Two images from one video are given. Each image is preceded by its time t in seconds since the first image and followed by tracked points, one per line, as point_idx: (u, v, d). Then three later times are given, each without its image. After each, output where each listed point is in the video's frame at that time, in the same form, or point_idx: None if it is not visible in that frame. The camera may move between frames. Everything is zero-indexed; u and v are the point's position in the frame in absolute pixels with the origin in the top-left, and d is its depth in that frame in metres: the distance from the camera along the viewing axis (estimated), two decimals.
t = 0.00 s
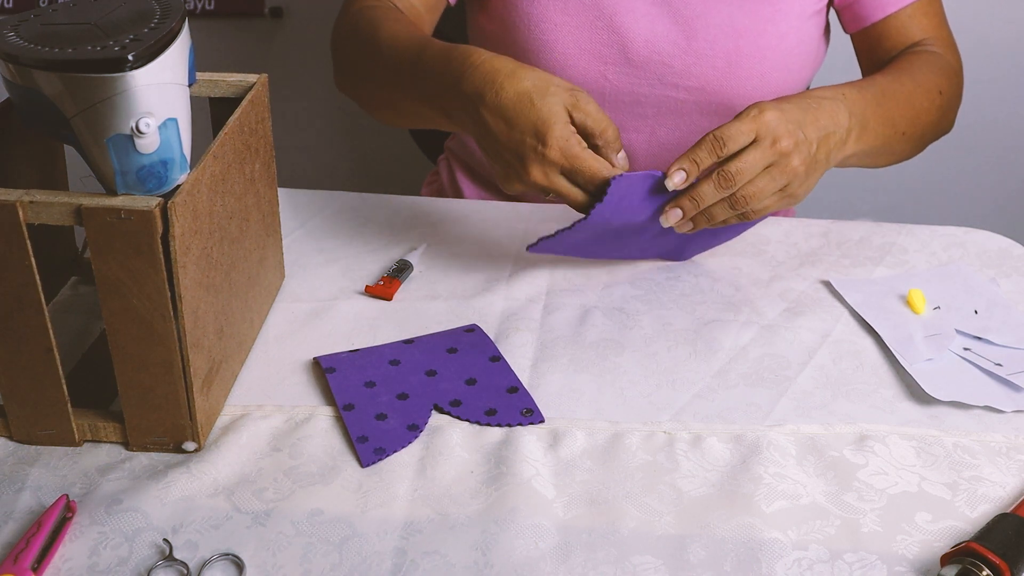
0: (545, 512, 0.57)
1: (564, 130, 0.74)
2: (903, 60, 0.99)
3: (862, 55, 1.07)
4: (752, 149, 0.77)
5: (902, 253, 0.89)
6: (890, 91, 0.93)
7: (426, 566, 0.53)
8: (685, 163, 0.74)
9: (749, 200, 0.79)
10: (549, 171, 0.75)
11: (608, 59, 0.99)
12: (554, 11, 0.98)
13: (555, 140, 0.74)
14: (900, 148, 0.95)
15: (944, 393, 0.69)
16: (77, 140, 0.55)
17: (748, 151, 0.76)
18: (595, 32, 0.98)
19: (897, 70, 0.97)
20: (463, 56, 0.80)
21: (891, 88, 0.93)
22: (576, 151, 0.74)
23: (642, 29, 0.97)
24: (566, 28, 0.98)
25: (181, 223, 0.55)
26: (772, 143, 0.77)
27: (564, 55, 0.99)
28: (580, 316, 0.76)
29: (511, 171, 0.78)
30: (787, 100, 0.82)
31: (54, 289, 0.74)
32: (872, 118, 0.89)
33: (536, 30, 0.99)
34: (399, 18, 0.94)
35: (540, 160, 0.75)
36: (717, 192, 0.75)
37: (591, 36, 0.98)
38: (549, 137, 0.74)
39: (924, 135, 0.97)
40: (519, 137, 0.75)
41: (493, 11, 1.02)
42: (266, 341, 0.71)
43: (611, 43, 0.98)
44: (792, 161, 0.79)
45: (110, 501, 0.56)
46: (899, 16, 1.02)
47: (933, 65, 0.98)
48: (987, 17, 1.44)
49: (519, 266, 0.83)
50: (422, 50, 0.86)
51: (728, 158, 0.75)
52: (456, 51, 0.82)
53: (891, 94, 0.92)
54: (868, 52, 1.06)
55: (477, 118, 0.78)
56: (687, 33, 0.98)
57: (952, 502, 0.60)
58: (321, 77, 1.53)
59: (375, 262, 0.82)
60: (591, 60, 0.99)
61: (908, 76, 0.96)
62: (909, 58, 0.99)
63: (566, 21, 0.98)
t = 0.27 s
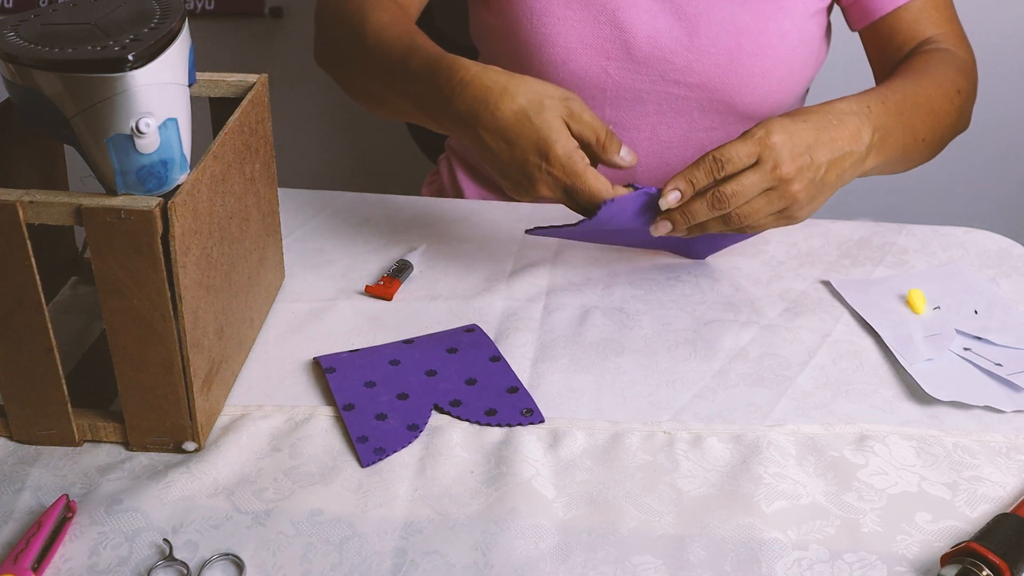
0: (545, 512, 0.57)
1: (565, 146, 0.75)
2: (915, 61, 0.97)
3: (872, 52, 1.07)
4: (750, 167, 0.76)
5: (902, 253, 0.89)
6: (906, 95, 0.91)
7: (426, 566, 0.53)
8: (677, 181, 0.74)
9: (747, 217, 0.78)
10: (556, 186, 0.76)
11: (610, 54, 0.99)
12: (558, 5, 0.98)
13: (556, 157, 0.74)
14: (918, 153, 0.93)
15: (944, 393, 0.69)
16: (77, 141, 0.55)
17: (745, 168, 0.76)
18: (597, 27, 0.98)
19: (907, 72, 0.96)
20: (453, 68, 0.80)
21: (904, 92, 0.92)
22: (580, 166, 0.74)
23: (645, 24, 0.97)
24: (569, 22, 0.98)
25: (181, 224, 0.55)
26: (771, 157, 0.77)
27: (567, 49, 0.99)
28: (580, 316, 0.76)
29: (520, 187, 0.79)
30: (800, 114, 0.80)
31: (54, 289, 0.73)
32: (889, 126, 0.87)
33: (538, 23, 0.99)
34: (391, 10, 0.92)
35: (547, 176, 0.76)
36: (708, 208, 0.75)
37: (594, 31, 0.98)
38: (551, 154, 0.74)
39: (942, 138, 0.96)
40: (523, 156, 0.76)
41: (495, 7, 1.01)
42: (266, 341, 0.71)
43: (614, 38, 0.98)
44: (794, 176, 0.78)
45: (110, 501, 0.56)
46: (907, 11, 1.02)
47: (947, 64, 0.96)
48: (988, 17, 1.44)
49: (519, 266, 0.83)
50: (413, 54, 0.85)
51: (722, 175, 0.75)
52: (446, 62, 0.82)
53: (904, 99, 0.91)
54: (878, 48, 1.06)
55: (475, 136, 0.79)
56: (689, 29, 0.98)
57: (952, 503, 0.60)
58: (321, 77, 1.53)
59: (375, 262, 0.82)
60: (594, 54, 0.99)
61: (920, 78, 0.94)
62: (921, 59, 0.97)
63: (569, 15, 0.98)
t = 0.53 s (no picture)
0: (545, 512, 0.57)
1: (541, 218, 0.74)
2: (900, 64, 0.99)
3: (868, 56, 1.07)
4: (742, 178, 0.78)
5: (902, 253, 0.89)
6: (880, 98, 0.94)
7: (426, 566, 0.53)
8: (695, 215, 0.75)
9: (778, 243, 0.79)
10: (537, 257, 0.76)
11: (611, 57, 0.99)
12: (557, 8, 0.98)
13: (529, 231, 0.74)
14: (901, 152, 0.95)
15: (944, 393, 0.69)
16: (77, 141, 0.55)
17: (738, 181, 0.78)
18: (597, 29, 0.98)
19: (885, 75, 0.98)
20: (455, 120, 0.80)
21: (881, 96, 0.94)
22: (547, 243, 0.73)
23: (645, 27, 0.97)
24: (569, 24, 0.98)
25: (181, 224, 0.55)
26: (755, 167, 0.79)
27: (567, 52, 0.99)
28: (579, 316, 0.76)
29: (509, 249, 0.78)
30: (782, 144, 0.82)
31: (54, 289, 0.73)
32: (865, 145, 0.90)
33: (538, 26, 0.99)
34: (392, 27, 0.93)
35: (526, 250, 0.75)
36: (735, 233, 0.75)
37: (594, 33, 0.98)
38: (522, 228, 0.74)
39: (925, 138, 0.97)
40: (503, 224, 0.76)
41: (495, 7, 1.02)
42: (265, 341, 0.71)
43: (615, 41, 0.98)
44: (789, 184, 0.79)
45: (110, 501, 0.56)
46: (903, 15, 1.01)
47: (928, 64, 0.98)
48: (987, 18, 1.44)
49: (519, 267, 0.83)
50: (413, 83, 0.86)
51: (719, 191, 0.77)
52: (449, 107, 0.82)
53: (880, 101, 0.93)
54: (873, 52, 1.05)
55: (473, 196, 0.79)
56: (690, 32, 0.98)
57: (952, 503, 0.60)
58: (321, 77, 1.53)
59: (375, 262, 0.82)
60: (594, 57, 0.99)
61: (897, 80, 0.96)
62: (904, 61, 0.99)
63: (569, 18, 0.98)
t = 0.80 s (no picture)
0: (545, 512, 0.57)
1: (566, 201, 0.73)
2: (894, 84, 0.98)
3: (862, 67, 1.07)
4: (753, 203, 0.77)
5: (903, 253, 0.89)
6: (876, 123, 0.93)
7: (426, 566, 0.53)
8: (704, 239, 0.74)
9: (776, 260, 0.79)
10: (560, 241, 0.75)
11: (607, 69, 0.99)
12: (554, 21, 0.98)
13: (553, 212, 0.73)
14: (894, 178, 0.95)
15: (944, 393, 0.69)
16: (77, 141, 0.55)
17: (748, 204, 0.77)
18: (594, 41, 0.98)
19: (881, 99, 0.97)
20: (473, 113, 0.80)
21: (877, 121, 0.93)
22: (572, 223, 0.72)
23: (642, 40, 0.97)
24: (566, 37, 0.98)
25: (181, 224, 0.55)
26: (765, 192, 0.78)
27: (563, 64, 0.99)
28: (579, 316, 0.76)
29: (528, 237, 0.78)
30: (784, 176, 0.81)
31: (54, 289, 0.73)
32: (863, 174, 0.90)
33: (534, 38, 0.99)
34: (398, 35, 0.93)
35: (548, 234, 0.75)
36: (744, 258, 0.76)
37: (591, 45, 0.98)
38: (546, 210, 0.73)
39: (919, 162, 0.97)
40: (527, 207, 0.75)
41: (494, 14, 1.01)
42: (265, 341, 0.71)
43: (611, 54, 0.98)
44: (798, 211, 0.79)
45: (110, 501, 0.56)
46: (900, 31, 1.01)
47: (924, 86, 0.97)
48: (987, 18, 1.44)
49: (519, 267, 0.83)
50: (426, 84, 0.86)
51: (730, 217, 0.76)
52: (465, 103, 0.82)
53: (875, 126, 0.93)
54: (868, 65, 1.05)
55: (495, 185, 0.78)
56: (687, 44, 0.97)
57: (952, 503, 0.60)
58: (321, 77, 1.53)
59: (375, 262, 0.82)
60: (591, 69, 0.99)
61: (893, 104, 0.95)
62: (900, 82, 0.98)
63: (566, 30, 0.98)
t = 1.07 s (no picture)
0: (546, 512, 0.57)
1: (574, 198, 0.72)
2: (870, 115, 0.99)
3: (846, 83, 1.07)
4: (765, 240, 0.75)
5: (903, 253, 0.89)
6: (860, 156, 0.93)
7: (426, 566, 0.53)
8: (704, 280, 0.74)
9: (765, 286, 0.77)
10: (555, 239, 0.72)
11: (617, 100, 0.98)
12: (561, 54, 0.97)
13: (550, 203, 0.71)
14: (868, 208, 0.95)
15: (944, 393, 0.69)
16: (77, 141, 0.55)
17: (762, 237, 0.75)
18: (601, 71, 0.97)
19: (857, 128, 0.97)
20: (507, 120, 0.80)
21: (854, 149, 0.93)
22: (575, 211, 0.71)
23: (650, 70, 0.96)
24: (572, 68, 0.97)
25: (181, 224, 0.55)
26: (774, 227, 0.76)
27: (572, 97, 0.98)
28: (580, 317, 0.76)
29: (510, 236, 0.74)
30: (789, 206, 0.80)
31: (54, 289, 0.74)
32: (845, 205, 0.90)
33: (542, 71, 0.98)
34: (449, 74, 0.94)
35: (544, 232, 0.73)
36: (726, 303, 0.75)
37: (597, 75, 0.97)
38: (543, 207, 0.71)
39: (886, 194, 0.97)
40: (524, 197, 0.73)
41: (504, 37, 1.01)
42: (265, 342, 0.71)
43: (620, 85, 0.97)
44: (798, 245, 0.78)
45: (110, 501, 0.56)
46: (892, 55, 1.01)
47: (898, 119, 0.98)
48: (986, 18, 1.44)
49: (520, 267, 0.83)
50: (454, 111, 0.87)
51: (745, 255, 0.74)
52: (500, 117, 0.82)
53: (858, 157, 0.93)
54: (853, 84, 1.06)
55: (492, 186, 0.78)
56: (696, 72, 0.96)
57: (952, 503, 0.60)
58: (322, 77, 1.53)
59: (375, 263, 0.82)
60: (598, 100, 0.98)
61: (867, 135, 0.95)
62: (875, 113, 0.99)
63: (574, 63, 0.97)
